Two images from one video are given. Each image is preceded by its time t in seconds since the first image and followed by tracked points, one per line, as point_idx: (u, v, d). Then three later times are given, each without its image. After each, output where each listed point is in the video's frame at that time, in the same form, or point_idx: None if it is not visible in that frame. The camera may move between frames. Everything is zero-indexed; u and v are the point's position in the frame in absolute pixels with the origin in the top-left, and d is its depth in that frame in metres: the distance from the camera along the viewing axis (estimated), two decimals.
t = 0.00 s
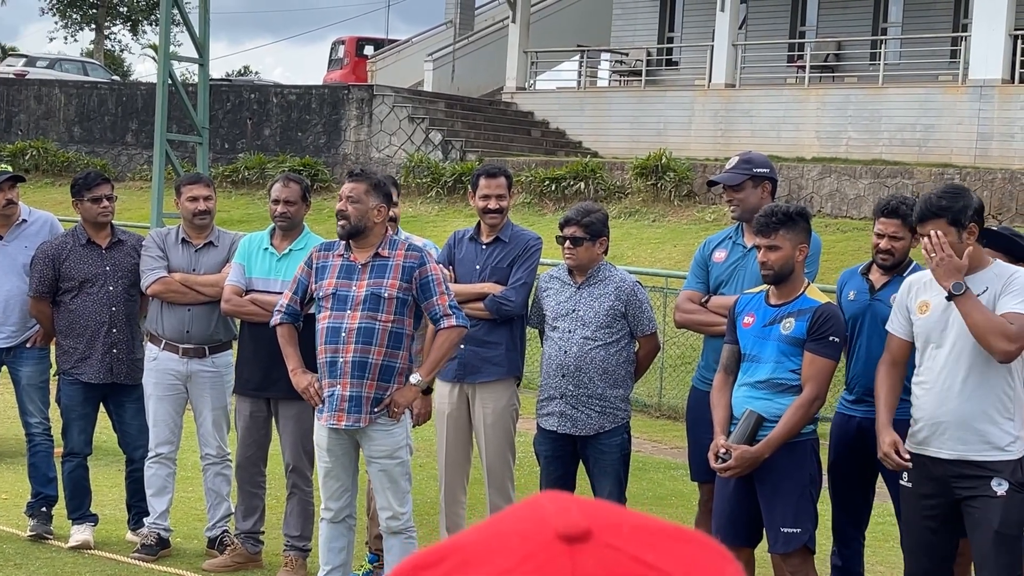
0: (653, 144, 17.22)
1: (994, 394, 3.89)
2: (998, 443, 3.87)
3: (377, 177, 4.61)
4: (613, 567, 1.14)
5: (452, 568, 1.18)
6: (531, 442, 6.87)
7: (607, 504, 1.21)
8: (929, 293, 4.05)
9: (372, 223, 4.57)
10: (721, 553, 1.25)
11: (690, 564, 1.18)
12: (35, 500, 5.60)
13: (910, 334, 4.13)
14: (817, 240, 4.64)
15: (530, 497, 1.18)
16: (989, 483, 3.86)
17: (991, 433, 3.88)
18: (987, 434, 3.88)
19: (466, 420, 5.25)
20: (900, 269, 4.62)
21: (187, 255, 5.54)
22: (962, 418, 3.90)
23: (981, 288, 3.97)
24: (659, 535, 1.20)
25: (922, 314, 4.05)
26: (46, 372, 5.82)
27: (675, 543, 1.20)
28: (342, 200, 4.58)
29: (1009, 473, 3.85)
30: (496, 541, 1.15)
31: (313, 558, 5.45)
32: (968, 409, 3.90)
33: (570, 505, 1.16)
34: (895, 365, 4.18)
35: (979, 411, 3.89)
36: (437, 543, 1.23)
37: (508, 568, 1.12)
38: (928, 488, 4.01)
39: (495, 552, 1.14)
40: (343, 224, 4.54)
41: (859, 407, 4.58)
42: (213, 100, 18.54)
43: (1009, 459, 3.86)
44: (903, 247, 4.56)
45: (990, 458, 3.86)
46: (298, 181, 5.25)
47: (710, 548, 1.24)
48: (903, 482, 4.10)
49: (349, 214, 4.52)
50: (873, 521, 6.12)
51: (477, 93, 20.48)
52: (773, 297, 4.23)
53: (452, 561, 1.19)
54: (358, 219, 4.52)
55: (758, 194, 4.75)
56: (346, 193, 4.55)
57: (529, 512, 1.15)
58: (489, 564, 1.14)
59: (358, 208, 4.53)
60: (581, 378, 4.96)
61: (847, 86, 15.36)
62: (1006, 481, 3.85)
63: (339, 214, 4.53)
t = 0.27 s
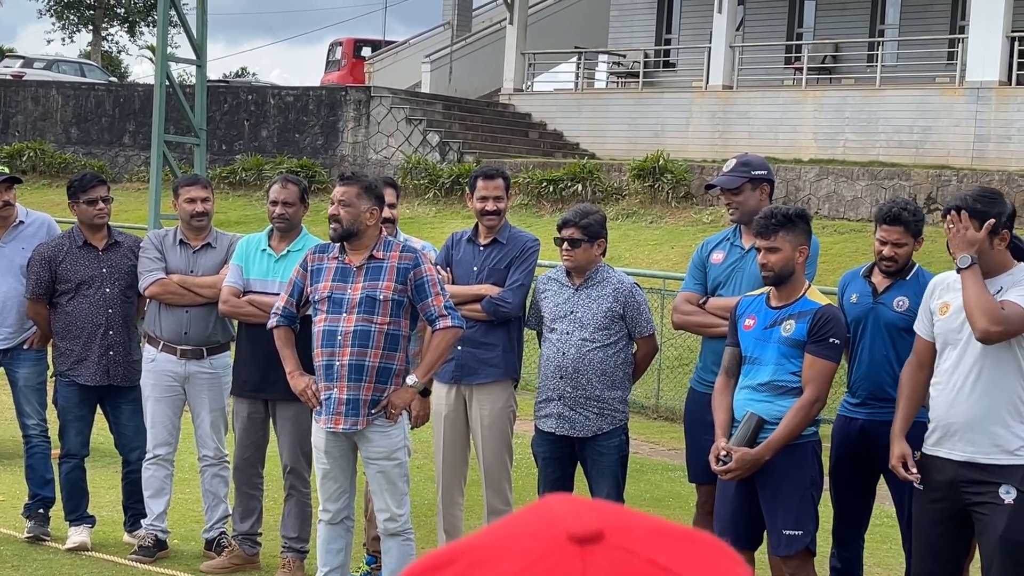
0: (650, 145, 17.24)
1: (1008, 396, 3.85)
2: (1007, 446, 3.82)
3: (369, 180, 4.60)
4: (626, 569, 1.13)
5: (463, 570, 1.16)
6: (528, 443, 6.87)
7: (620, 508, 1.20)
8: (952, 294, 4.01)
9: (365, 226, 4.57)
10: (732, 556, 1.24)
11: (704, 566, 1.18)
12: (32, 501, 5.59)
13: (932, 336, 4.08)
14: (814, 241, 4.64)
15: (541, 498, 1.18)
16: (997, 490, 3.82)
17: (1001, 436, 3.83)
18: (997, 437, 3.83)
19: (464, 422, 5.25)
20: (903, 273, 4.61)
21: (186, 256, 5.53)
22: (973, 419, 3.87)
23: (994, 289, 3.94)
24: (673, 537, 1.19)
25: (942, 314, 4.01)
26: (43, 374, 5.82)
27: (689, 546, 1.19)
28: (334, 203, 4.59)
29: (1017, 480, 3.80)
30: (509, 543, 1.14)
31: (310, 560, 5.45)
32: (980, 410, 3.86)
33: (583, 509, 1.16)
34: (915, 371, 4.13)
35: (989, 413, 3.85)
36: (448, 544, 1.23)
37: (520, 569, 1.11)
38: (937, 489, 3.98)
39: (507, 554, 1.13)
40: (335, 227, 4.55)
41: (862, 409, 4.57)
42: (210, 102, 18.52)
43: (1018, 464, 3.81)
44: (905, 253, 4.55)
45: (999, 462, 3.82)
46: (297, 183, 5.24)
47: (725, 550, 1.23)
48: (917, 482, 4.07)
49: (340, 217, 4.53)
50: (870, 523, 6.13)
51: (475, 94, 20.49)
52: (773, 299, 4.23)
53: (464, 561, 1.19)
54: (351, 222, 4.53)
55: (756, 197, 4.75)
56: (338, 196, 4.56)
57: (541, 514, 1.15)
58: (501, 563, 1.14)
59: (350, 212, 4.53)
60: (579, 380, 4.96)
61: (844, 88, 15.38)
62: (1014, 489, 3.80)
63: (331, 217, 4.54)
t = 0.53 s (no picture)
0: (647, 146, 17.24)
1: (1014, 398, 3.83)
2: (1008, 450, 3.80)
3: (361, 182, 4.57)
4: (637, 569, 1.10)
5: (474, 569, 1.14)
6: (526, 444, 6.87)
7: (631, 509, 1.18)
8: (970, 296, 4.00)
9: (358, 229, 4.55)
10: (742, 558, 1.22)
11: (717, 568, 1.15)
12: (29, 502, 5.59)
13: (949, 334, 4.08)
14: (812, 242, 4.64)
15: (551, 498, 1.15)
16: (997, 495, 3.80)
17: (1002, 439, 3.82)
18: (998, 440, 3.82)
19: (461, 422, 5.26)
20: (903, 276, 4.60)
21: (184, 257, 5.53)
22: (976, 420, 3.87)
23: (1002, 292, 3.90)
24: (686, 538, 1.17)
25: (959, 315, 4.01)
26: (40, 375, 5.82)
27: (701, 548, 1.16)
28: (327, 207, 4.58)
29: (1017, 486, 3.77)
30: (520, 541, 1.12)
31: (308, 561, 5.45)
32: (985, 411, 3.86)
33: (594, 508, 1.13)
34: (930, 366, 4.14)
35: (990, 415, 3.84)
36: (456, 543, 1.20)
37: (531, 568, 1.09)
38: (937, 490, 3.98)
39: (517, 553, 1.11)
40: (327, 231, 4.55)
41: (862, 410, 4.58)
42: (207, 102, 18.51)
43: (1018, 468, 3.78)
44: (906, 259, 4.53)
45: (999, 465, 3.81)
46: (294, 184, 5.23)
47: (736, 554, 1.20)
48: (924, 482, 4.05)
49: (332, 220, 4.53)
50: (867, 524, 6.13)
51: (472, 95, 20.50)
52: (774, 301, 4.23)
53: (472, 560, 1.16)
54: (343, 226, 4.52)
55: (755, 199, 4.76)
56: (330, 200, 4.54)
57: (553, 513, 1.12)
58: (510, 561, 1.11)
59: (341, 216, 4.52)
60: (577, 381, 4.96)
61: (841, 89, 15.39)
62: (1013, 494, 3.77)
63: (323, 221, 4.54)
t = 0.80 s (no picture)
0: (644, 148, 17.26)
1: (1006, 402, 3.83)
2: (1001, 451, 3.81)
3: (354, 184, 4.57)
4: (629, 572, 1.10)
5: (467, 569, 1.13)
6: (522, 445, 6.87)
7: (624, 510, 1.18)
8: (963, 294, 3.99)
9: (353, 230, 4.55)
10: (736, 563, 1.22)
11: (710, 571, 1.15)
12: (25, 504, 5.59)
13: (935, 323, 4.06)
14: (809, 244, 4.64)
15: (546, 501, 1.16)
16: (988, 496, 3.80)
17: (995, 441, 3.82)
18: (992, 442, 3.82)
19: (458, 425, 5.25)
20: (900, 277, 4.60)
21: (180, 259, 5.53)
22: (968, 422, 3.87)
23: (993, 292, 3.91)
24: (681, 543, 1.17)
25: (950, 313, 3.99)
26: (36, 377, 5.81)
27: (697, 553, 1.16)
28: (320, 209, 4.57)
29: (1009, 486, 3.78)
30: (515, 542, 1.12)
31: (304, 563, 5.44)
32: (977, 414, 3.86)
33: (588, 511, 1.13)
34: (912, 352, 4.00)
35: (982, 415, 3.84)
36: (451, 544, 1.20)
37: (525, 568, 1.08)
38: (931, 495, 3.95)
39: (512, 553, 1.11)
40: (321, 232, 4.54)
41: (859, 412, 4.58)
42: (204, 103, 18.51)
43: (1012, 470, 3.79)
44: (902, 262, 4.53)
45: (992, 466, 3.80)
46: (290, 185, 5.23)
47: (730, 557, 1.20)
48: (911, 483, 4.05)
49: (329, 223, 4.50)
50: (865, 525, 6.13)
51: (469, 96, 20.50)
52: (772, 302, 4.23)
53: (466, 560, 1.16)
54: (336, 227, 4.50)
55: (751, 201, 4.76)
56: (324, 203, 4.54)
57: (548, 517, 1.13)
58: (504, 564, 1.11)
59: (335, 217, 4.50)
60: (573, 382, 4.96)
61: (838, 90, 15.41)
62: (1004, 495, 3.78)
63: (317, 222, 4.52)
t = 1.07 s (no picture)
0: (641, 149, 17.27)
1: (983, 400, 3.84)
2: (984, 448, 3.80)
3: (352, 184, 4.58)
4: (615, 571, 1.10)
5: (454, 570, 1.14)
6: (519, 446, 6.87)
7: (612, 510, 1.18)
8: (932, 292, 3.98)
9: (350, 230, 4.55)
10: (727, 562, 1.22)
11: (698, 568, 1.15)
12: (22, 506, 5.59)
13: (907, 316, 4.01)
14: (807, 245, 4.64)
15: (535, 501, 1.16)
16: (970, 493, 3.80)
17: (978, 437, 3.80)
18: (975, 439, 3.80)
19: (456, 426, 5.25)
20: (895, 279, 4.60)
21: (178, 260, 5.53)
22: (948, 421, 3.83)
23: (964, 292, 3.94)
24: (668, 542, 1.17)
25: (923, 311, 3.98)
26: (32, 378, 5.81)
27: (684, 551, 1.17)
28: (319, 211, 4.59)
29: (989, 482, 3.79)
30: (502, 543, 1.12)
31: (301, 564, 5.44)
32: (955, 412, 3.84)
33: (575, 511, 1.14)
34: (901, 346, 3.92)
35: (962, 412, 3.83)
36: (440, 544, 1.20)
37: (512, 568, 1.09)
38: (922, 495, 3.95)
39: (500, 553, 1.11)
40: (320, 233, 4.56)
41: (858, 413, 4.58)
42: (201, 104, 18.50)
43: (993, 465, 3.80)
44: (898, 265, 4.53)
45: (972, 463, 3.79)
46: (286, 187, 5.23)
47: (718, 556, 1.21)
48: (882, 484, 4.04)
49: (327, 225, 4.52)
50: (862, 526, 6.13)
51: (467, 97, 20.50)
52: (767, 302, 4.23)
53: (454, 560, 1.16)
54: (334, 227, 4.52)
55: (749, 202, 4.76)
56: (322, 203, 4.55)
57: (535, 517, 1.13)
58: (492, 564, 1.11)
59: (332, 218, 4.51)
60: (569, 383, 4.96)
61: (835, 91, 15.41)
62: (986, 490, 3.79)
63: (316, 224, 4.55)
